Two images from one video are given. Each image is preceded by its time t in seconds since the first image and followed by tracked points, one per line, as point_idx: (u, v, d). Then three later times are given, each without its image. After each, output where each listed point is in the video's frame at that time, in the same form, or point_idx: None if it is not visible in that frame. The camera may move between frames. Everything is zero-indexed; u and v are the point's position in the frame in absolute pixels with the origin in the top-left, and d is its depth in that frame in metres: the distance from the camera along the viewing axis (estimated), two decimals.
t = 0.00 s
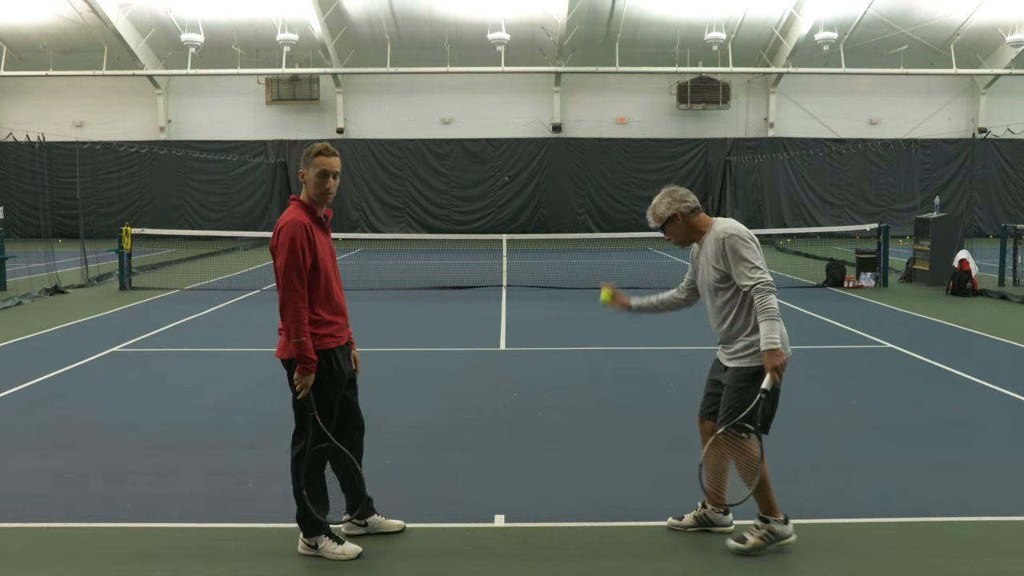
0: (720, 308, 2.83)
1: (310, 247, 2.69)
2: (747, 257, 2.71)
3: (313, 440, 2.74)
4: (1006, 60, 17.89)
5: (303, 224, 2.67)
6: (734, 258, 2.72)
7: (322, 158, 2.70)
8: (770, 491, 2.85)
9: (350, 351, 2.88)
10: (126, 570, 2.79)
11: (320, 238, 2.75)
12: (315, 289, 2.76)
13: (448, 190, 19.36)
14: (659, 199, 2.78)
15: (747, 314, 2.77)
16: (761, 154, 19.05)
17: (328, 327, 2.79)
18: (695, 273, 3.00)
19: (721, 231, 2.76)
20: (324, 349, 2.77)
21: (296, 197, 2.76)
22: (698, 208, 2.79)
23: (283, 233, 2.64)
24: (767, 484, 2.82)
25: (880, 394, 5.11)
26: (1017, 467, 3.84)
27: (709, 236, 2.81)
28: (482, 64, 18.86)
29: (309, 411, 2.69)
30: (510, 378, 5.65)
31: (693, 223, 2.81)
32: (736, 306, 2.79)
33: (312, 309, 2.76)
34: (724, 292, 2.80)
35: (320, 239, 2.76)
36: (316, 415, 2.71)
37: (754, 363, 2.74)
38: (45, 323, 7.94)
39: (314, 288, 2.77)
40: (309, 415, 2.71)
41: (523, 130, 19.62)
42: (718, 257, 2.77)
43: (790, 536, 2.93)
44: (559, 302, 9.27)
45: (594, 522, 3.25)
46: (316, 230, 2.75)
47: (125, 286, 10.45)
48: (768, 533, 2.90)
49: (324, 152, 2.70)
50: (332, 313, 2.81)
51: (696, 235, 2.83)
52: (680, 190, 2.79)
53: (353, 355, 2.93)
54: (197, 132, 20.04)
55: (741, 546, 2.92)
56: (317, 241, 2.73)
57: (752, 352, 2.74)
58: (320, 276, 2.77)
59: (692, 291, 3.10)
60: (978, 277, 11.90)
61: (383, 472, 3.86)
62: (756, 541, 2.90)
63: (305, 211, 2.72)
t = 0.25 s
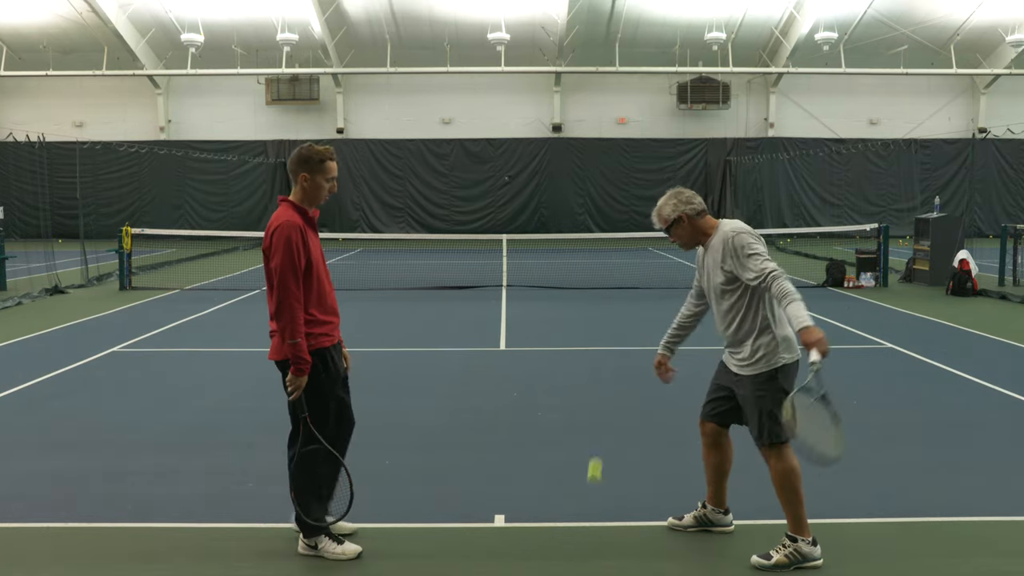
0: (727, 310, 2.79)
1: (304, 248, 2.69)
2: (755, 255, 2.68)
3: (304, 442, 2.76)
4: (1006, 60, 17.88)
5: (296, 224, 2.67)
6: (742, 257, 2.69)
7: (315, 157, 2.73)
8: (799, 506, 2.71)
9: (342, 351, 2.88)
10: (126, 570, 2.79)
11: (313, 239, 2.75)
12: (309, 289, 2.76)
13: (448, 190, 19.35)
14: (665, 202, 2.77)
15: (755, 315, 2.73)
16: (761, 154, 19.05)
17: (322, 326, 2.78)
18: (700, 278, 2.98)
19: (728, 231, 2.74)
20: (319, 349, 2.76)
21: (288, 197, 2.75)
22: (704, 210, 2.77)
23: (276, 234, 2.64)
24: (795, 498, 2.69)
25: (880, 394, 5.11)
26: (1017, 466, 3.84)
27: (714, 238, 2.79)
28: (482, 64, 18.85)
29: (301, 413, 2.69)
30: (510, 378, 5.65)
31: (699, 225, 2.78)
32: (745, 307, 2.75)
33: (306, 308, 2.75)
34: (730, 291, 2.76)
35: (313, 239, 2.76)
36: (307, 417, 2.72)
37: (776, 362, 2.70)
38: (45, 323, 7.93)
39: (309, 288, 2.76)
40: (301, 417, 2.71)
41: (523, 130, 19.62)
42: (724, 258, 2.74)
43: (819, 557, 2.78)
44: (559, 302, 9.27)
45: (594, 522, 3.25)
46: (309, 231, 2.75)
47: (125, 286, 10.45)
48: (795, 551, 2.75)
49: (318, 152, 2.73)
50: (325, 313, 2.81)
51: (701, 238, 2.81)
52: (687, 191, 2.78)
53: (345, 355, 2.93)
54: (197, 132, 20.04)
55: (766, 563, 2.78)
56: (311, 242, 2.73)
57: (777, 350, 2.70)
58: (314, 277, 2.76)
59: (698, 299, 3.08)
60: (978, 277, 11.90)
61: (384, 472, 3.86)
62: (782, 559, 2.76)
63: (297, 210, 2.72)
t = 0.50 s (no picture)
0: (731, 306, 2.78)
1: (294, 246, 2.68)
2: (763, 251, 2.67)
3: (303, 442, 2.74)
4: (1006, 60, 17.88)
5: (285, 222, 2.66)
6: (747, 252, 2.69)
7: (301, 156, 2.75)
8: (802, 506, 2.72)
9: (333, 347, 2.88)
10: (126, 570, 2.78)
11: (300, 237, 2.75)
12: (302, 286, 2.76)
13: (448, 190, 19.35)
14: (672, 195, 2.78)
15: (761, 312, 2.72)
16: (761, 154, 19.04)
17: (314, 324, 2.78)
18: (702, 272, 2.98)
19: (732, 227, 2.73)
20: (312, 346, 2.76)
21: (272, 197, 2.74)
22: (710, 208, 2.77)
23: (264, 232, 2.63)
24: (800, 497, 2.70)
25: (880, 394, 5.11)
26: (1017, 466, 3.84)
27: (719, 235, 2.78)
28: (482, 64, 18.85)
29: (298, 411, 2.68)
30: (510, 378, 5.65)
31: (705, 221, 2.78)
32: (750, 304, 2.74)
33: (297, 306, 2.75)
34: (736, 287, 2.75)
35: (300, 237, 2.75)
36: (305, 414, 2.71)
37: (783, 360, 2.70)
38: (45, 323, 7.93)
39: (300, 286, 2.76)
40: (298, 414, 2.70)
41: (523, 130, 19.62)
42: (731, 254, 2.73)
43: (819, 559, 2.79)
44: (560, 302, 9.26)
45: (594, 522, 3.25)
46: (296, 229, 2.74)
47: (125, 286, 10.45)
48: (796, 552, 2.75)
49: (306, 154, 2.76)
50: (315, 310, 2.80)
51: (705, 236, 2.80)
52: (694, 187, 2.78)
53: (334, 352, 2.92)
54: (197, 132, 20.03)
55: (766, 562, 2.78)
56: (298, 240, 2.73)
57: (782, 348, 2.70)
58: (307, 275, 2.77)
59: (698, 294, 3.08)
60: (978, 277, 11.90)
61: (383, 472, 3.86)
62: (782, 559, 2.76)
63: (284, 209, 2.71)
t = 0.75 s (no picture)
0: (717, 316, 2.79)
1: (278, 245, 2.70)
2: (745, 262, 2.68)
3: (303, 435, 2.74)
4: (1006, 60, 17.87)
5: (268, 222, 2.67)
6: (728, 268, 2.69)
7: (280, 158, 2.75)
8: (797, 506, 2.72)
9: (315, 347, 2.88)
10: (126, 570, 2.79)
11: (282, 237, 2.75)
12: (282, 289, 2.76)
13: (448, 190, 19.35)
14: (659, 200, 2.78)
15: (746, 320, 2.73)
16: (761, 154, 19.04)
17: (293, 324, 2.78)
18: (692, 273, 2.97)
19: (715, 241, 2.73)
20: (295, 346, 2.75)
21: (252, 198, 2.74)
22: (698, 215, 2.76)
23: (248, 232, 2.63)
24: (794, 497, 2.70)
25: (880, 394, 5.11)
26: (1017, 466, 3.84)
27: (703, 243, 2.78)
28: (482, 64, 18.85)
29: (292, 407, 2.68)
30: (510, 378, 5.65)
31: (690, 230, 2.77)
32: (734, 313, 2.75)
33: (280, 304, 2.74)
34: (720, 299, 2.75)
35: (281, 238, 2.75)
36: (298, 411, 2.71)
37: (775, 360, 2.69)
38: (45, 323, 7.93)
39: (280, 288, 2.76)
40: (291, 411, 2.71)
41: (523, 130, 19.62)
42: (713, 268, 2.73)
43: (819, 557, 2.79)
44: (560, 302, 9.26)
45: (594, 522, 3.25)
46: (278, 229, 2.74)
47: (125, 286, 10.45)
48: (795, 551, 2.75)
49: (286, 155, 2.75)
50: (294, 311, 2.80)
51: (691, 243, 2.79)
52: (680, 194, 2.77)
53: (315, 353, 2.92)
54: (197, 132, 20.03)
55: (766, 563, 2.78)
56: (281, 239, 2.73)
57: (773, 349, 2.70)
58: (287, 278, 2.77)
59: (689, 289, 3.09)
60: (978, 277, 11.90)
61: (384, 472, 3.86)
62: (783, 558, 2.76)
63: (267, 210, 2.71)
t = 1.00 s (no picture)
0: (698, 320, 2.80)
1: (252, 243, 2.71)
2: (721, 272, 2.65)
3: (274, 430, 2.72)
4: (1006, 60, 17.86)
5: (243, 220, 2.68)
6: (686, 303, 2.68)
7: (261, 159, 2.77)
8: (788, 501, 2.73)
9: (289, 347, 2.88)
10: (126, 570, 2.78)
11: (258, 235, 2.76)
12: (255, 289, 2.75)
13: (448, 190, 19.36)
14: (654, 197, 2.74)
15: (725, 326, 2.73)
16: (761, 154, 19.04)
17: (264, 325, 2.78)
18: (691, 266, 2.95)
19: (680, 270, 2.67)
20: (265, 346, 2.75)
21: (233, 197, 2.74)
22: (690, 218, 2.71)
23: (223, 229, 2.64)
24: (783, 494, 2.71)
25: (880, 394, 5.11)
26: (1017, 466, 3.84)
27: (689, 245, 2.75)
28: (482, 64, 18.86)
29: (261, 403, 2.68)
30: (509, 378, 5.65)
31: (676, 230, 2.74)
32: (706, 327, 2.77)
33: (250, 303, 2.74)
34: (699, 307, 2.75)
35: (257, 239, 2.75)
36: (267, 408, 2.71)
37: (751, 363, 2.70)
38: (45, 323, 7.93)
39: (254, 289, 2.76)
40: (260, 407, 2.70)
41: (523, 130, 19.63)
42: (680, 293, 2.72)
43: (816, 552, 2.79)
44: (560, 303, 9.26)
45: (594, 523, 3.25)
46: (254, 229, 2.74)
47: (125, 286, 10.45)
48: (792, 548, 2.76)
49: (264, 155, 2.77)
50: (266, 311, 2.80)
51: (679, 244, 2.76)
52: (670, 191, 2.71)
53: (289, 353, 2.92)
54: (197, 132, 20.04)
55: (764, 563, 2.78)
56: (257, 237, 2.74)
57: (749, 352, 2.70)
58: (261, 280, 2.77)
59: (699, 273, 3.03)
60: (978, 277, 11.89)
61: (384, 472, 3.86)
62: (781, 557, 2.76)
63: (243, 209, 2.72)
